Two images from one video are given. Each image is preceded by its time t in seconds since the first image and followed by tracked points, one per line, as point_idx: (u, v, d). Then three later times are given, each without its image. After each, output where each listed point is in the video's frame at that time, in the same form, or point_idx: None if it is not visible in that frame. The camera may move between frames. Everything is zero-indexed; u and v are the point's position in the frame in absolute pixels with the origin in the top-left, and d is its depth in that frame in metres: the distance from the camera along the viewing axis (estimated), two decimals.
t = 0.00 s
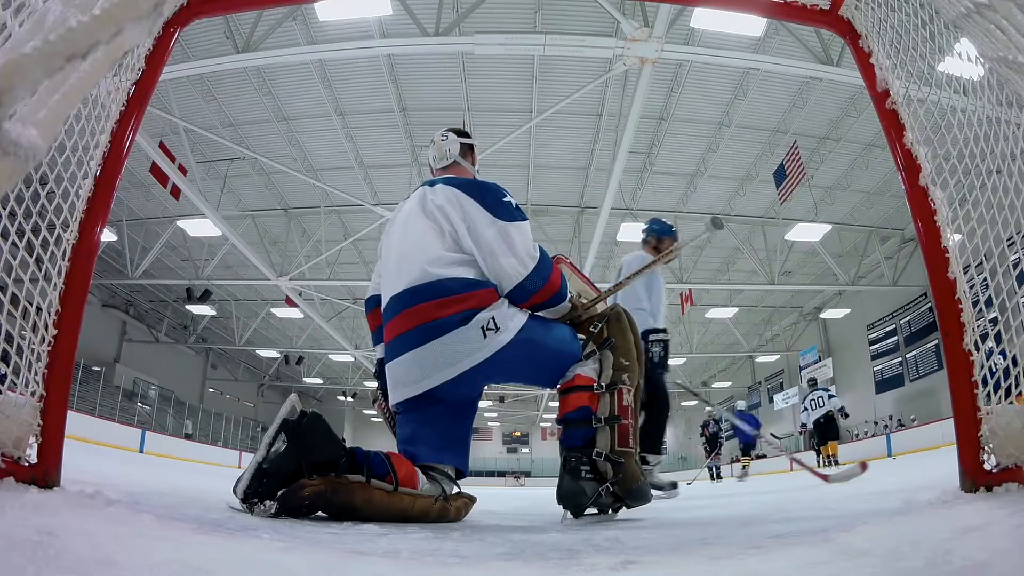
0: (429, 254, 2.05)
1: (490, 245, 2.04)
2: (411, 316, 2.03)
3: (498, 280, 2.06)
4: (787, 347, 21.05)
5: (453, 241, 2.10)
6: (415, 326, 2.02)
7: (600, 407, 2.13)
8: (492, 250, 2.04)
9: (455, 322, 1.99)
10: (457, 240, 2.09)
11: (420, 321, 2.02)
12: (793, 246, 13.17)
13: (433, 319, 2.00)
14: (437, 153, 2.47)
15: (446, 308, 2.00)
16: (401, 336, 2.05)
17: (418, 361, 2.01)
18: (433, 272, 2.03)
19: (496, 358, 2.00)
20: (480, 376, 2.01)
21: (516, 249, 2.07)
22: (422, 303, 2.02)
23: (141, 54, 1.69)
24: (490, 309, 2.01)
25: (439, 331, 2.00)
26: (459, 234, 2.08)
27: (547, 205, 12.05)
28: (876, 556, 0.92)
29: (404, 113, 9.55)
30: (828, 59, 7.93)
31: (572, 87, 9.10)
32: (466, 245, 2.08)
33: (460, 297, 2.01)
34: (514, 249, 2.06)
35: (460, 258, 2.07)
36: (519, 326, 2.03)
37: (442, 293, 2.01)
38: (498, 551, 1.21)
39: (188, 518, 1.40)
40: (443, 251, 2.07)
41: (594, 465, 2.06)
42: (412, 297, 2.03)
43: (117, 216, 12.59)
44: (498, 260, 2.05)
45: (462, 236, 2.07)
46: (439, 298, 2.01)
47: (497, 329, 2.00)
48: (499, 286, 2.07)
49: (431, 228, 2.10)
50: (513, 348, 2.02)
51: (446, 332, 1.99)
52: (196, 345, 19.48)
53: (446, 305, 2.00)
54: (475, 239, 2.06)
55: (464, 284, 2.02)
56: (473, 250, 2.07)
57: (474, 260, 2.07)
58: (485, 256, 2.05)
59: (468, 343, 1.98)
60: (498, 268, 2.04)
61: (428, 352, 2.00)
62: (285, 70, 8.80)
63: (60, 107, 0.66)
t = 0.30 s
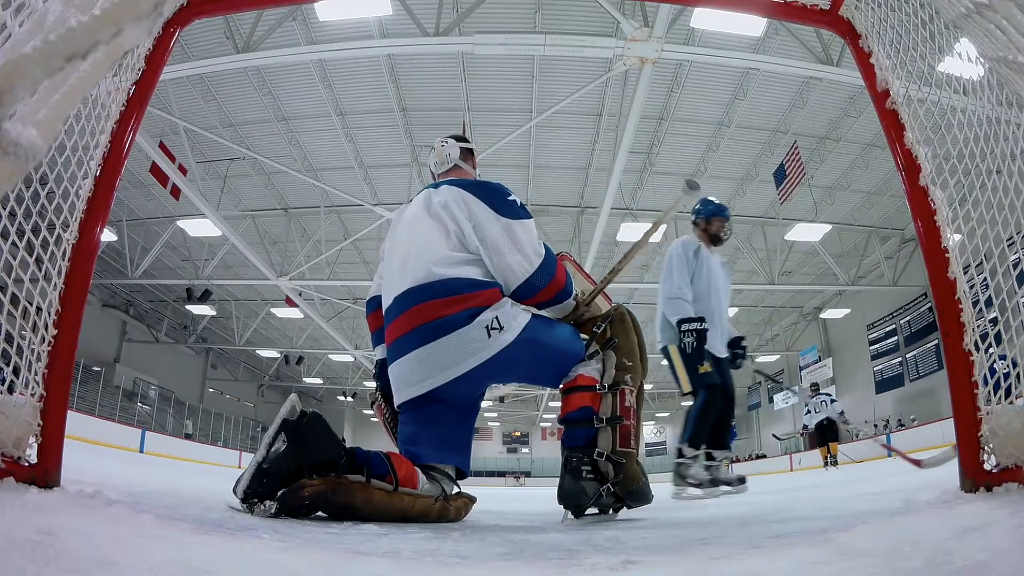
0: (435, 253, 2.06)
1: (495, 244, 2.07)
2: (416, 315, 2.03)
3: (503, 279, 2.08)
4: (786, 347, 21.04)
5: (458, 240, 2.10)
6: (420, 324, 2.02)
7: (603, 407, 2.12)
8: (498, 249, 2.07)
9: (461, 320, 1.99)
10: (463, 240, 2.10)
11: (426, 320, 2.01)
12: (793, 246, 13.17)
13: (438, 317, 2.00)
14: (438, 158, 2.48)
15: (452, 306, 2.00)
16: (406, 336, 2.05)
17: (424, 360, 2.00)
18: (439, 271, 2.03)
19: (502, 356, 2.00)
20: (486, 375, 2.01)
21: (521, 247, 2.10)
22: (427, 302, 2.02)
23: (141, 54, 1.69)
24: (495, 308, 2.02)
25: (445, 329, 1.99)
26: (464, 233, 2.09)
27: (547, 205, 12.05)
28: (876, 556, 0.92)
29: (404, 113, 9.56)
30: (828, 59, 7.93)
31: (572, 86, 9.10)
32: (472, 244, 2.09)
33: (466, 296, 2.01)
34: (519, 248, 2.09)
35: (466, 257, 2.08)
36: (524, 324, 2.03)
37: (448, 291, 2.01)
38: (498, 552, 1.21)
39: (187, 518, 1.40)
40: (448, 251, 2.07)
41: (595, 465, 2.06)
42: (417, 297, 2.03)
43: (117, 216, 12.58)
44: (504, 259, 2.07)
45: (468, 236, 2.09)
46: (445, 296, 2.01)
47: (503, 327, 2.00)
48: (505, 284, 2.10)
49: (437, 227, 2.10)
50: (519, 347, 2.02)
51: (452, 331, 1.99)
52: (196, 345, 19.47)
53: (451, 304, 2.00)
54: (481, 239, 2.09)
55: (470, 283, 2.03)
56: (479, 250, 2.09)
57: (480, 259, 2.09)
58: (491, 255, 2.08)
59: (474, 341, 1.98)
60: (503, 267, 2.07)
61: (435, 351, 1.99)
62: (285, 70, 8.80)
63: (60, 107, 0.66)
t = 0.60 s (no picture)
0: (436, 254, 2.06)
1: (497, 246, 2.07)
2: (418, 313, 2.04)
3: (505, 280, 2.09)
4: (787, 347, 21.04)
5: (460, 242, 2.10)
6: (421, 322, 2.03)
7: (601, 407, 2.12)
8: (500, 251, 2.08)
9: (461, 318, 2.00)
10: (465, 242, 2.10)
11: (427, 318, 2.02)
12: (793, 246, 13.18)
13: (439, 315, 2.01)
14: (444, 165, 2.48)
15: (453, 304, 2.01)
16: (407, 334, 2.05)
17: (425, 359, 2.01)
18: (440, 270, 2.03)
19: (503, 355, 1.99)
20: (486, 374, 2.01)
21: (523, 249, 2.11)
22: (428, 301, 2.02)
23: (141, 54, 1.69)
24: (495, 306, 2.02)
25: (446, 327, 2.00)
26: (465, 234, 2.09)
27: (547, 205, 12.05)
28: (876, 556, 0.92)
29: (404, 113, 9.57)
30: (828, 59, 7.94)
31: (572, 86, 9.09)
32: (474, 246, 2.09)
33: (467, 295, 2.01)
34: (521, 250, 2.11)
35: (468, 259, 2.09)
36: (525, 323, 2.03)
37: (449, 291, 2.01)
38: (498, 551, 1.21)
39: (188, 518, 1.40)
40: (450, 251, 2.07)
41: (595, 465, 2.06)
42: (419, 295, 2.04)
43: (117, 216, 12.59)
44: (506, 261, 2.08)
45: (469, 238, 2.09)
46: (446, 295, 2.01)
47: (503, 325, 2.00)
48: (507, 285, 2.10)
49: (439, 229, 2.10)
50: (520, 346, 2.02)
51: (452, 329, 2.00)
52: (196, 345, 19.48)
53: (453, 302, 2.01)
54: (483, 241, 2.09)
55: (471, 282, 2.03)
56: (480, 252, 2.08)
57: (481, 261, 2.09)
58: (493, 256, 2.08)
59: (474, 339, 1.98)
60: (505, 269, 2.07)
61: (436, 348, 2.00)
62: (285, 70, 8.80)
63: (60, 105, 0.66)
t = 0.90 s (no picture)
0: (439, 252, 2.07)
1: (501, 245, 2.07)
2: (419, 309, 2.04)
3: (509, 279, 2.08)
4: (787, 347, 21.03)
5: (464, 242, 2.11)
6: (422, 318, 2.03)
7: (601, 408, 2.12)
8: (503, 248, 2.07)
9: (461, 314, 2.00)
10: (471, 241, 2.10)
11: (428, 314, 2.02)
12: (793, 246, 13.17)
13: (438, 311, 2.01)
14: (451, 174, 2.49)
15: (453, 299, 2.01)
16: (409, 330, 2.06)
17: (426, 354, 2.01)
18: (441, 267, 2.04)
19: (503, 351, 1.99)
20: (486, 369, 2.00)
21: (528, 249, 2.11)
22: (429, 297, 2.03)
23: (141, 54, 1.69)
24: (495, 303, 2.01)
25: (445, 323, 2.00)
26: (469, 234, 2.09)
27: (547, 205, 12.05)
28: (876, 556, 0.92)
29: (404, 113, 9.57)
30: (828, 59, 7.93)
31: (572, 86, 9.10)
32: (477, 246, 2.09)
33: (468, 291, 2.02)
34: (526, 249, 2.11)
35: (472, 257, 2.09)
36: (525, 320, 2.03)
37: (450, 287, 2.02)
38: (498, 551, 1.21)
39: (188, 518, 1.40)
40: (453, 249, 2.09)
41: (596, 465, 2.06)
42: (420, 292, 2.05)
43: (116, 216, 12.59)
44: (510, 260, 2.08)
45: (474, 237, 2.09)
46: (446, 291, 2.02)
47: (503, 321, 1.99)
48: (511, 283, 2.09)
49: (443, 229, 2.12)
50: (520, 342, 2.01)
51: (452, 322, 2.00)
52: (196, 345, 19.47)
53: (453, 298, 2.01)
54: (487, 239, 2.08)
55: (473, 279, 2.04)
56: (484, 250, 2.08)
57: (485, 260, 2.09)
58: (497, 254, 2.08)
59: (472, 334, 1.98)
60: (509, 267, 2.07)
61: (436, 342, 2.00)
62: (285, 70, 8.80)
63: (60, 105, 0.66)
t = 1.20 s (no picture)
0: (441, 252, 2.08)
1: (505, 247, 2.06)
2: (421, 308, 2.06)
3: (511, 280, 2.08)
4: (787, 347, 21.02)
5: (467, 243, 2.11)
6: (423, 317, 2.05)
7: (603, 408, 2.13)
8: (506, 250, 2.06)
9: (460, 313, 2.01)
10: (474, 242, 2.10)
11: (428, 313, 2.04)
12: (794, 246, 13.18)
13: (438, 312, 2.03)
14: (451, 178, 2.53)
15: (453, 299, 2.02)
16: (410, 329, 2.07)
17: (426, 353, 2.02)
18: (443, 268, 2.05)
19: (502, 351, 1.99)
20: (485, 370, 2.00)
21: (531, 252, 2.11)
22: (430, 297, 2.05)
23: (141, 55, 1.69)
24: (495, 303, 2.02)
25: (445, 322, 2.01)
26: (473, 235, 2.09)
27: (547, 205, 12.05)
28: (876, 556, 0.92)
29: (404, 113, 9.58)
30: (828, 59, 7.93)
31: (572, 87, 9.09)
32: (480, 247, 2.09)
33: (469, 292, 2.02)
34: (529, 252, 2.11)
35: (475, 258, 2.10)
36: (526, 321, 2.03)
37: (450, 287, 2.03)
38: (498, 551, 1.20)
39: (188, 518, 1.40)
40: (457, 250, 2.09)
41: (598, 465, 2.05)
42: (422, 291, 2.06)
43: (116, 216, 12.59)
44: (513, 262, 2.07)
45: (477, 238, 2.08)
46: (446, 291, 2.03)
47: (503, 321, 2.00)
48: (513, 286, 2.09)
49: (448, 230, 2.13)
50: (519, 343, 2.01)
51: (451, 323, 2.00)
52: (196, 345, 19.46)
53: (454, 298, 2.02)
54: (490, 241, 2.07)
55: (474, 279, 2.05)
56: (487, 251, 2.08)
57: (488, 261, 2.09)
58: (500, 256, 2.06)
59: (472, 334, 1.98)
60: (512, 269, 2.07)
61: (436, 342, 2.01)
62: (285, 70, 8.80)
63: (59, 106, 0.66)
